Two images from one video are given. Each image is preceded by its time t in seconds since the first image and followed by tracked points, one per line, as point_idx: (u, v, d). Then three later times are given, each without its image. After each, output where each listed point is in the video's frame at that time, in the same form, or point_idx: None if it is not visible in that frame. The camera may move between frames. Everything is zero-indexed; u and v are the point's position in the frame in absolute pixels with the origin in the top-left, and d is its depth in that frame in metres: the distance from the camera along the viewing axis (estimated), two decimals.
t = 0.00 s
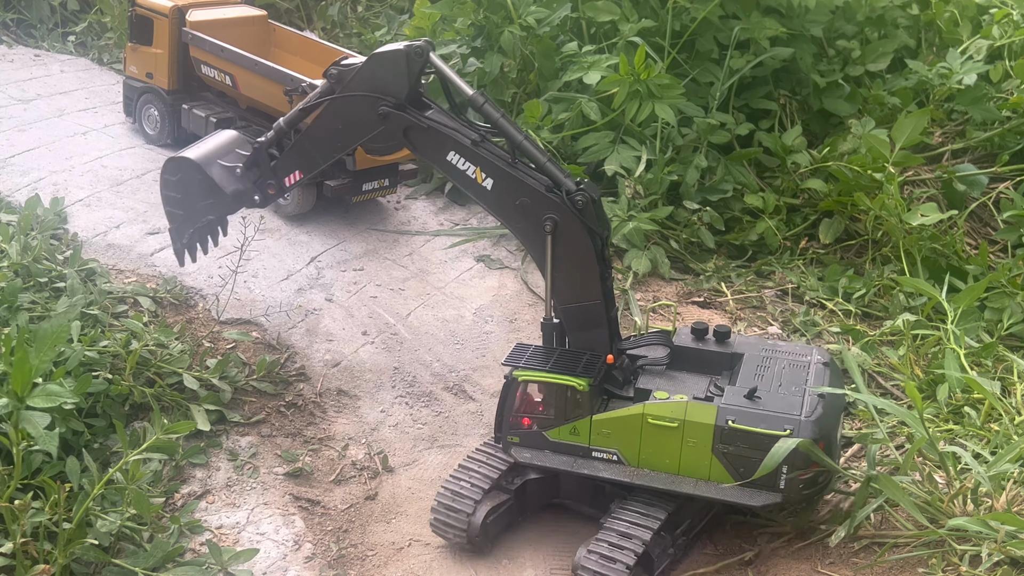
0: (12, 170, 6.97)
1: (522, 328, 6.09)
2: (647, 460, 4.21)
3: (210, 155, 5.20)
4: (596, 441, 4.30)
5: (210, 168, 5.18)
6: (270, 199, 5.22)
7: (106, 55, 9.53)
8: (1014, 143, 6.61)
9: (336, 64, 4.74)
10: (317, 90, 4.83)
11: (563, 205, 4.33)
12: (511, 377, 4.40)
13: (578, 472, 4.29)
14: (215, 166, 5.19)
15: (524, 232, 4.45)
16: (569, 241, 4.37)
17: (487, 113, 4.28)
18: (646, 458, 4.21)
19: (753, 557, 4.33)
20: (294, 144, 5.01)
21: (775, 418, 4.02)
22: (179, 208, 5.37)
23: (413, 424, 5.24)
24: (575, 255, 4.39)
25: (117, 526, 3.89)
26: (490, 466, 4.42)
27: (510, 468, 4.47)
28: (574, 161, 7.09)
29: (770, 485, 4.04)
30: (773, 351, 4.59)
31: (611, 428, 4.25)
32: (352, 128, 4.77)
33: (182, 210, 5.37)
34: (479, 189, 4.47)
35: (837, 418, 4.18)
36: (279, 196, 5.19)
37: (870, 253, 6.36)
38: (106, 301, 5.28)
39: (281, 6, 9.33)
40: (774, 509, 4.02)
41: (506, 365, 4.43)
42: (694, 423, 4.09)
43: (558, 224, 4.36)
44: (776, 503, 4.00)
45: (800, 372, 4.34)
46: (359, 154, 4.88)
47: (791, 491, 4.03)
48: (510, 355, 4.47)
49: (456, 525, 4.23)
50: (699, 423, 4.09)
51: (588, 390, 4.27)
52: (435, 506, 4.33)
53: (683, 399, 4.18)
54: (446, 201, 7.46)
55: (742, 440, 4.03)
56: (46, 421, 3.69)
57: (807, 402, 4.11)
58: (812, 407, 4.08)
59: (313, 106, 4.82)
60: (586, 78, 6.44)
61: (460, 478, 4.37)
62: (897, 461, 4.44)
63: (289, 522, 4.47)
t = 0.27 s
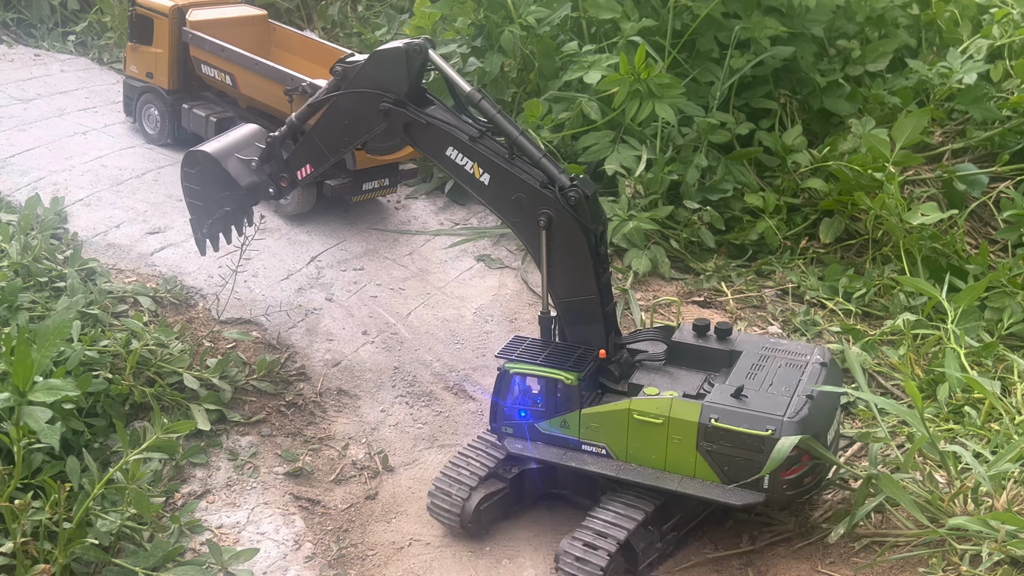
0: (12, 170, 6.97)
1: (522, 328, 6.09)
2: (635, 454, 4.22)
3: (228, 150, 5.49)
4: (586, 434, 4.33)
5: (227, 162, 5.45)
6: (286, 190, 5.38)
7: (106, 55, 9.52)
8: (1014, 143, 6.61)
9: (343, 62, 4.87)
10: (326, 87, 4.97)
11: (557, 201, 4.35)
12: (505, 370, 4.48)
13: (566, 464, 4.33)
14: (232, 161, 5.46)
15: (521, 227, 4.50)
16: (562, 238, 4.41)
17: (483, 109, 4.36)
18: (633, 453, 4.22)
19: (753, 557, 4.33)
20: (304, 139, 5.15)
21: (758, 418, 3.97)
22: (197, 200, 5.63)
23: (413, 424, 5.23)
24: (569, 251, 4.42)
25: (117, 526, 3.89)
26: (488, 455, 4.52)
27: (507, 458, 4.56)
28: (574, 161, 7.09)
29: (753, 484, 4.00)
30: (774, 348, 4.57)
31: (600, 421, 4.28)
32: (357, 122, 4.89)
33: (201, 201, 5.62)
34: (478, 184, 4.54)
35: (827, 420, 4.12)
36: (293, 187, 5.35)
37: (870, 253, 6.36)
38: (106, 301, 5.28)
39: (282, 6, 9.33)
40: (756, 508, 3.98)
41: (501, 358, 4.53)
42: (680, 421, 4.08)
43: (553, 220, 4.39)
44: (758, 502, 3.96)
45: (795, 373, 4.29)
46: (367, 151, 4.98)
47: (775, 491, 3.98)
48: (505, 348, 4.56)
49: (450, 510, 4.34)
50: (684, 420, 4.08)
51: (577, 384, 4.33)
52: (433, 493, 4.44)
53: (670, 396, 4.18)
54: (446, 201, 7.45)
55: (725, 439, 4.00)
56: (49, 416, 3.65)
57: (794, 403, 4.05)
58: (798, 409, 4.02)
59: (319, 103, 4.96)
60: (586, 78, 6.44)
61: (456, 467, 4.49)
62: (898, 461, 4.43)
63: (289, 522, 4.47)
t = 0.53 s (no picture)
0: (12, 170, 6.97)
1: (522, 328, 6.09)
2: (625, 452, 4.23)
3: (265, 122, 6.15)
4: (580, 428, 4.35)
5: (262, 135, 6.08)
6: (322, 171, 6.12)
7: (106, 55, 9.52)
8: (1014, 143, 6.61)
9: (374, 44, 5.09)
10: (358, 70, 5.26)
11: (569, 195, 4.39)
12: (506, 359, 4.51)
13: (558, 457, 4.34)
14: (269, 133, 6.10)
15: (534, 218, 4.56)
16: (573, 230, 4.44)
17: (502, 99, 4.45)
18: (624, 450, 4.23)
19: (753, 557, 4.33)
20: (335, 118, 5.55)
21: (745, 426, 3.94)
22: (234, 168, 6.24)
23: (413, 424, 5.23)
24: (579, 245, 4.45)
25: (117, 526, 3.89)
26: (490, 442, 4.61)
27: (508, 446, 4.62)
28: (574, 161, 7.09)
29: (738, 490, 3.98)
30: (782, 356, 4.53)
31: (593, 417, 4.29)
32: (382, 102, 5.15)
33: (236, 168, 6.22)
34: (495, 172, 4.63)
35: (820, 433, 4.06)
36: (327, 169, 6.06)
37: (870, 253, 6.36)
38: (106, 301, 5.28)
39: (282, 5, 9.32)
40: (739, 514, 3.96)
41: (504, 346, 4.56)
42: (669, 422, 4.08)
43: (564, 213, 4.43)
44: (740, 510, 3.93)
45: (794, 384, 4.24)
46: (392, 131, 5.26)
47: (759, 500, 3.95)
48: (508, 337, 4.59)
49: (446, 492, 4.46)
50: (673, 421, 4.08)
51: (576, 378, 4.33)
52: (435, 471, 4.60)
53: (663, 397, 4.18)
54: (446, 200, 7.45)
55: (711, 443, 3.98)
56: (43, 414, 3.71)
57: (784, 413, 4.01)
58: (789, 420, 3.97)
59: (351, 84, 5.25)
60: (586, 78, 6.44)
61: (458, 449, 4.62)
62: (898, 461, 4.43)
63: (289, 522, 4.47)
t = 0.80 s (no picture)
0: (12, 170, 6.97)
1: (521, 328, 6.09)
2: (623, 452, 4.23)
3: (270, 121, 6.05)
4: (579, 427, 4.36)
5: (268, 132, 5.98)
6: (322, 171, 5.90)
7: (106, 55, 9.52)
8: (1014, 142, 6.61)
9: (376, 44, 5.07)
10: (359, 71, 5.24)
11: (569, 195, 4.39)
12: (505, 358, 4.53)
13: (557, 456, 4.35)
14: (273, 132, 6.00)
15: (535, 218, 4.56)
16: (573, 230, 4.44)
17: (502, 99, 4.45)
18: (622, 450, 4.23)
19: (753, 556, 4.33)
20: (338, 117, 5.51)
21: (742, 426, 3.94)
22: (238, 167, 6.13)
23: (413, 424, 5.23)
24: (579, 245, 4.45)
25: (117, 526, 3.89)
26: (491, 440, 4.63)
27: (509, 444, 4.64)
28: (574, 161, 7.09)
29: (735, 490, 3.97)
30: (782, 356, 4.53)
31: (592, 415, 4.30)
32: (386, 103, 5.11)
33: (241, 168, 6.09)
34: (495, 171, 4.64)
35: (818, 435, 4.06)
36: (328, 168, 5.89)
37: (870, 252, 6.36)
38: (106, 301, 5.27)
39: (282, 5, 9.32)
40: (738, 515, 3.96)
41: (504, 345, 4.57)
42: (667, 422, 4.08)
43: (564, 213, 4.44)
44: (737, 511, 3.92)
45: (794, 385, 4.25)
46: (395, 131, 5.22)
47: (756, 501, 3.94)
48: (508, 336, 4.60)
49: (446, 488, 4.48)
50: (670, 421, 4.08)
51: (575, 377, 4.33)
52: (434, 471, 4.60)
53: (660, 398, 4.18)
54: (446, 200, 7.45)
55: (709, 444, 3.98)
56: (48, 416, 3.67)
57: (781, 413, 4.01)
58: (786, 420, 3.97)
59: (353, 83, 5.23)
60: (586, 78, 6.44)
61: (457, 449, 4.62)
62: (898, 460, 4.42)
63: (289, 522, 4.47)
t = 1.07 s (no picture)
0: (12, 170, 6.96)
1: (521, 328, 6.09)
2: (629, 449, 4.23)
3: (268, 124, 6.03)
4: (584, 426, 4.36)
5: (266, 133, 5.98)
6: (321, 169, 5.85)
7: (106, 55, 9.52)
8: (1014, 142, 6.61)
9: (375, 45, 5.05)
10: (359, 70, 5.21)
11: (571, 193, 4.39)
12: (508, 357, 4.53)
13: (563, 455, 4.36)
14: (271, 132, 6.00)
15: (537, 217, 4.56)
16: (576, 229, 4.45)
17: (505, 98, 4.45)
18: (628, 447, 4.23)
19: (754, 556, 4.33)
20: (337, 117, 5.47)
21: (749, 422, 3.93)
22: (236, 168, 6.11)
23: (413, 424, 5.23)
24: (582, 243, 4.45)
25: (117, 526, 3.89)
26: (495, 440, 4.62)
27: (512, 444, 4.63)
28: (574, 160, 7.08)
29: (742, 487, 3.97)
30: (785, 353, 4.51)
31: (597, 413, 4.30)
32: (386, 103, 5.10)
33: (240, 169, 6.09)
34: (497, 171, 4.63)
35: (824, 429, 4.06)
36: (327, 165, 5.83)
37: (870, 253, 6.36)
38: (106, 301, 5.27)
39: (281, 5, 9.32)
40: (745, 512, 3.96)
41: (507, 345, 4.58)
42: (673, 419, 4.08)
43: (567, 212, 4.43)
44: (743, 507, 3.92)
45: (798, 380, 4.24)
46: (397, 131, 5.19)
47: (763, 497, 3.94)
48: (511, 335, 4.60)
49: (450, 489, 4.46)
50: (677, 419, 4.07)
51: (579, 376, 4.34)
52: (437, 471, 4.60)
53: (665, 394, 4.17)
54: (446, 200, 7.44)
55: (715, 440, 3.98)
56: (48, 415, 3.68)
57: (785, 408, 4.00)
58: (793, 415, 3.96)
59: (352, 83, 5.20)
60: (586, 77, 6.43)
61: (461, 450, 4.62)
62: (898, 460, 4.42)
63: (289, 522, 4.47)
